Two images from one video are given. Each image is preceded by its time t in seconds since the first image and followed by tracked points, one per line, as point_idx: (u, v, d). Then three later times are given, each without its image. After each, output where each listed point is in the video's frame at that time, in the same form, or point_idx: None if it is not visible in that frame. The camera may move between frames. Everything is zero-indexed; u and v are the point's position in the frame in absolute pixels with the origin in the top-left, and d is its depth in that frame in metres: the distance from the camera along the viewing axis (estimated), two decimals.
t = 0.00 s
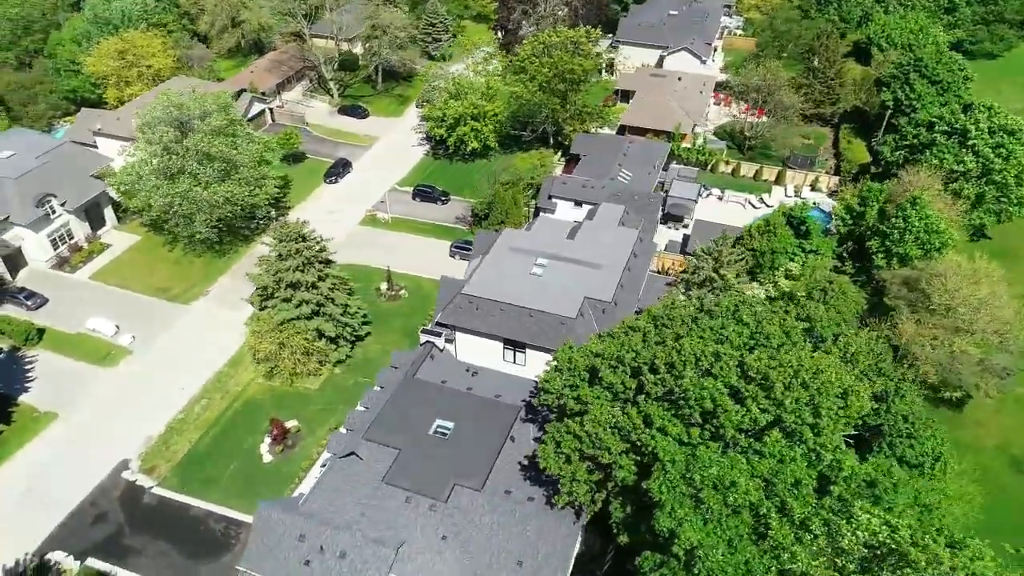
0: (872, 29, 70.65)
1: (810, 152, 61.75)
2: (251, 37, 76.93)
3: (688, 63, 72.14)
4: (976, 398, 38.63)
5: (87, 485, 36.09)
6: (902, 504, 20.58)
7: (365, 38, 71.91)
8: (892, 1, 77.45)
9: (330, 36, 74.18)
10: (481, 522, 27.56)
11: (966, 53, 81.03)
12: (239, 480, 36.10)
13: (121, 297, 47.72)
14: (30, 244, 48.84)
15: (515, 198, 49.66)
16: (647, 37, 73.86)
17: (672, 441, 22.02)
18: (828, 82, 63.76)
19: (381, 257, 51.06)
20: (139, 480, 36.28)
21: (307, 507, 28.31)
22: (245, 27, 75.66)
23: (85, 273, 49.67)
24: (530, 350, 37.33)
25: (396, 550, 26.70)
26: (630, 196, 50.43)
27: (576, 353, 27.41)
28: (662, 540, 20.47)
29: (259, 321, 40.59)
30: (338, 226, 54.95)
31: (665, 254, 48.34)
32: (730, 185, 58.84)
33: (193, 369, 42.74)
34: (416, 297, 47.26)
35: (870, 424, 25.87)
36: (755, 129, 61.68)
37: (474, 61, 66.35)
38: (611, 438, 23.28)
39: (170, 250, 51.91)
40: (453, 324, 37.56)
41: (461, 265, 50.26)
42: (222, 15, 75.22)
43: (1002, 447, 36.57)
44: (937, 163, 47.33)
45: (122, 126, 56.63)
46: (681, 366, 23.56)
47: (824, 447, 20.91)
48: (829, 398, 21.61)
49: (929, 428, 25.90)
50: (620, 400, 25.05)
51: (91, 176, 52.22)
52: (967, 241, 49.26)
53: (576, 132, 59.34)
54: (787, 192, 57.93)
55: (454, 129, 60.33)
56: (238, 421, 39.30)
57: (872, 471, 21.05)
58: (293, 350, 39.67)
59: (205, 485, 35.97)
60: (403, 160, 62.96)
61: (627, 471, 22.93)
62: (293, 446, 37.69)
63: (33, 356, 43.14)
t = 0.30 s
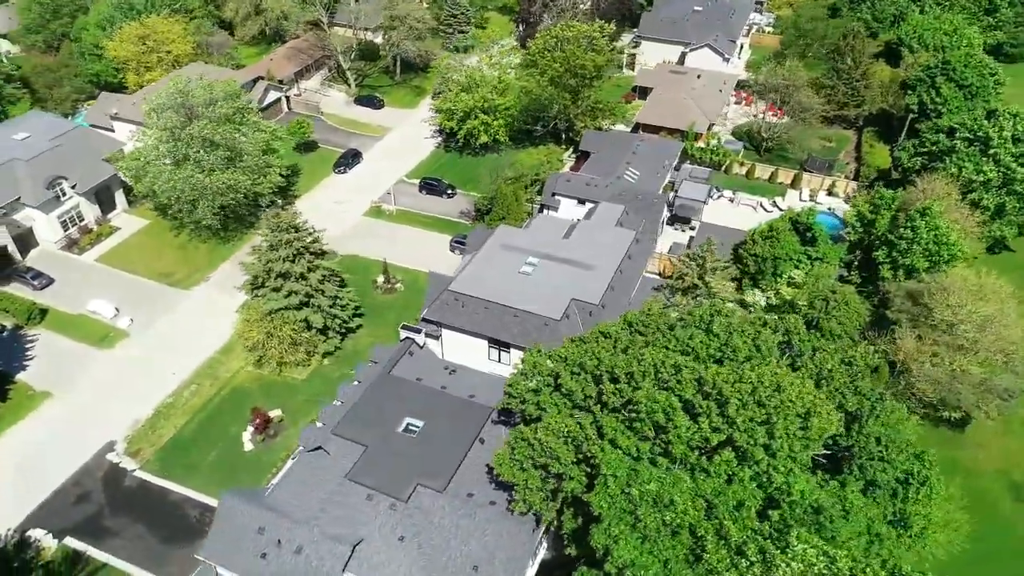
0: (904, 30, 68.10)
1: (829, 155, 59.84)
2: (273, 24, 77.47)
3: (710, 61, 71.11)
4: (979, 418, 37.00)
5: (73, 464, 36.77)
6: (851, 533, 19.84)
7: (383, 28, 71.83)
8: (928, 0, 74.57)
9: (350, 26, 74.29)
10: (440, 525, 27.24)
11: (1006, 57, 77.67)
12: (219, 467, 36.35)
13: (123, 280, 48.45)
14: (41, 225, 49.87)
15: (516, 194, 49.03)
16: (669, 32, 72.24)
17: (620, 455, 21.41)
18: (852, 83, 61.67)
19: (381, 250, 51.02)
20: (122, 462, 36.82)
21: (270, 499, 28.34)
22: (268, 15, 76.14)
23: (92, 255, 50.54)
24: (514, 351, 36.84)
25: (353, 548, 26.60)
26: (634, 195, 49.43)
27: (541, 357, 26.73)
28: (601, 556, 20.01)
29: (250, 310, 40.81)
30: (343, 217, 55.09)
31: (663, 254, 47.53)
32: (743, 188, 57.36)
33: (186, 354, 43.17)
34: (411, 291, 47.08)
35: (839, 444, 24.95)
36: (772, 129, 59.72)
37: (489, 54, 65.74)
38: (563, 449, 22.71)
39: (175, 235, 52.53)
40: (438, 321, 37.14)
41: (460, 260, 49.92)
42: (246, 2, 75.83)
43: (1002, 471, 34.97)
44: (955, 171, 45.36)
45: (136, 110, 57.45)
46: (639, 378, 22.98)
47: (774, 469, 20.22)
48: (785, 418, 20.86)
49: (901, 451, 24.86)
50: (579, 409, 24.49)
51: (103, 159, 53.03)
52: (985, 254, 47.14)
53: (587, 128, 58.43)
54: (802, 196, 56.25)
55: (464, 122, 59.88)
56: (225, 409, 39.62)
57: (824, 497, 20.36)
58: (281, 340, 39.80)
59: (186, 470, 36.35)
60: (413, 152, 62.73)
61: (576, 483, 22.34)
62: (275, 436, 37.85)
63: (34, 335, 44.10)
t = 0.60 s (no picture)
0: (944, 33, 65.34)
1: (855, 162, 57.80)
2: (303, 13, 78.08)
3: (738, 60, 69.43)
4: (986, 444, 35.26)
5: (67, 440, 37.58)
6: (799, 562, 19.04)
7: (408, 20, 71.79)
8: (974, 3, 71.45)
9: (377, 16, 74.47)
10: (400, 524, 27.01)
11: None
12: (205, 451, 36.79)
13: (134, 262, 49.34)
14: (59, 204, 51.07)
15: (523, 191, 48.44)
16: (698, 29, 70.59)
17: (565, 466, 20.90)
18: (883, 87, 59.40)
19: (387, 241, 51.01)
20: (114, 441, 37.50)
21: (237, 488, 28.47)
22: (297, 4, 76.75)
23: (107, 235, 51.59)
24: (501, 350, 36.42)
25: (313, 542, 26.60)
26: (643, 196, 48.38)
27: (509, 361, 26.31)
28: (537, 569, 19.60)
29: (246, 297, 41.18)
30: (354, 207, 55.27)
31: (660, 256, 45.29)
32: (761, 192, 55.75)
33: (185, 337, 43.75)
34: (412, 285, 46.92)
35: (810, 467, 23.96)
36: (797, 133, 57.83)
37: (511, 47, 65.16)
38: (514, 457, 22.25)
39: (188, 219, 53.31)
40: (429, 317, 36.87)
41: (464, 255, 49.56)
42: None
43: (1005, 501, 33.28)
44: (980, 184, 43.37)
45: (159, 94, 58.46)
46: (596, 389, 22.46)
47: (725, 493, 19.51)
48: (741, 438, 20.19)
49: (875, 478, 23.77)
50: (540, 416, 24.09)
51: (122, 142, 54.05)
52: (1010, 271, 44.92)
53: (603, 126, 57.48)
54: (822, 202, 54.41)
55: (480, 116, 59.45)
56: (217, 393, 40.06)
57: (775, 525, 19.74)
58: (274, 328, 40.04)
59: (173, 452, 36.88)
60: (429, 144, 62.54)
61: (527, 495, 22.01)
62: (262, 423, 38.12)
63: (43, 312, 45.21)
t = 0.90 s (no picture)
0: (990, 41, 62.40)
1: (886, 172, 55.63)
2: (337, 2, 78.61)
3: (773, 62, 67.25)
4: (991, 476, 33.50)
5: (67, 415, 38.60)
6: None
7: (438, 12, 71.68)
8: None
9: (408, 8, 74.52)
10: (363, 518, 26.97)
11: None
12: (195, 433, 37.40)
13: (150, 243, 50.41)
14: (83, 183, 52.45)
15: (533, 189, 47.85)
16: (732, 29, 68.76)
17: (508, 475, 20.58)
18: (920, 94, 56.96)
19: (396, 234, 51.01)
20: (110, 418, 38.36)
21: (210, 472, 28.85)
22: None
23: (127, 216, 52.80)
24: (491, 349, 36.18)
25: (276, 531, 26.78)
26: (655, 199, 47.29)
27: (478, 362, 25.94)
28: None
29: (248, 284, 41.63)
30: (368, 197, 55.49)
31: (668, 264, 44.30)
32: (783, 199, 54.05)
33: (190, 319, 44.48)
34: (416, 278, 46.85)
35: (775, 491, 22.95)
36: (824, 139, 55.85)
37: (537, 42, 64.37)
38: (462, 462, 21.90)
39: (206, 202, 54.17)
40: (421, 313, 37.08)
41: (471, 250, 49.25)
42: None
43: (1006, 538, 31.58)
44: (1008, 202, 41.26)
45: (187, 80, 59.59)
46: (550, 397, 21.96)
47: (667, 511, 19.26)
48: (692, 460, 19.73)
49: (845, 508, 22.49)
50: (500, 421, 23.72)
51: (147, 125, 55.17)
52: None
53: (623, 125, 56.44)
54: (847, 212, 52.45)
55: (500, 111, 58.98)
56: (214, 375, 40.64)
57: (716, 549, 19.31)
58: (272, 315, 40.46)
59: (165, 432, 37.62)
60: (449, 137, 62.33)
61: (470, 504, 20.76)
62: (254, 408, 38.57)
63: (59, 288, 46.51)
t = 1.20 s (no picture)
0: None
1: (918, 184, 53.27)
2: None
3: (810, 65, 65.06)
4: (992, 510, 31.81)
5: (71, 388, 39.79)
6: None
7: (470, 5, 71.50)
8: None
9: None
10: (326, 510, 26.96)
11: None
12: (189, 412, 38.03)
13: (168, 224, 51.56)
14: (110, 163, 54.01)
15: (543, 187, 47.28)
16: (769, 31, 66.81)
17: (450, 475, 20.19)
18: (960, 105, 54.33)
19: (407, 227, 51.01)
20: (111, 393, 39.36)
21: (186, 453, 29.31)
22: None
23: (150, 196, 54.11)
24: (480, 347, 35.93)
25: (240, 517, 27.05)
26: (667, 202, 46.20)
27: (444, 361, 25.59)
28: None
29: (251, 269, 42.13)
30: (384, 188, 55.67)
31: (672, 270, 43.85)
32: (807, 208, 52.25)
33: (198, 301, 45.34)
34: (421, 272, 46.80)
35: (734, 512, 22.04)
36: (854, 147, 53.79)
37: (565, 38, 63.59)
38: (410, 462, 21.66)
39: (226, 187, 55.13)
40: (415, 307, 37.18)
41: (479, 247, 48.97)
42: None
43: None
44: None
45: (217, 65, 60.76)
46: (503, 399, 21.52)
47: (604, 527, 18.30)
48: (635, 479, 19.18)
49: (805, 535, 21.53)
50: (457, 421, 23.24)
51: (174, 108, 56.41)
52: None
53: (645, 126, 55.34)
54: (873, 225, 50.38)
55: (521, 107, 58.48)
56: (214, 357, 41.28)
57: (653, 569, 18.56)
58: (272, 301, 40.91)
59: (161, 410, 38.40)
60: (471, 131, 62.09)
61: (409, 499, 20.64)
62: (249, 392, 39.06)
63: (78, 264, 47.96)
